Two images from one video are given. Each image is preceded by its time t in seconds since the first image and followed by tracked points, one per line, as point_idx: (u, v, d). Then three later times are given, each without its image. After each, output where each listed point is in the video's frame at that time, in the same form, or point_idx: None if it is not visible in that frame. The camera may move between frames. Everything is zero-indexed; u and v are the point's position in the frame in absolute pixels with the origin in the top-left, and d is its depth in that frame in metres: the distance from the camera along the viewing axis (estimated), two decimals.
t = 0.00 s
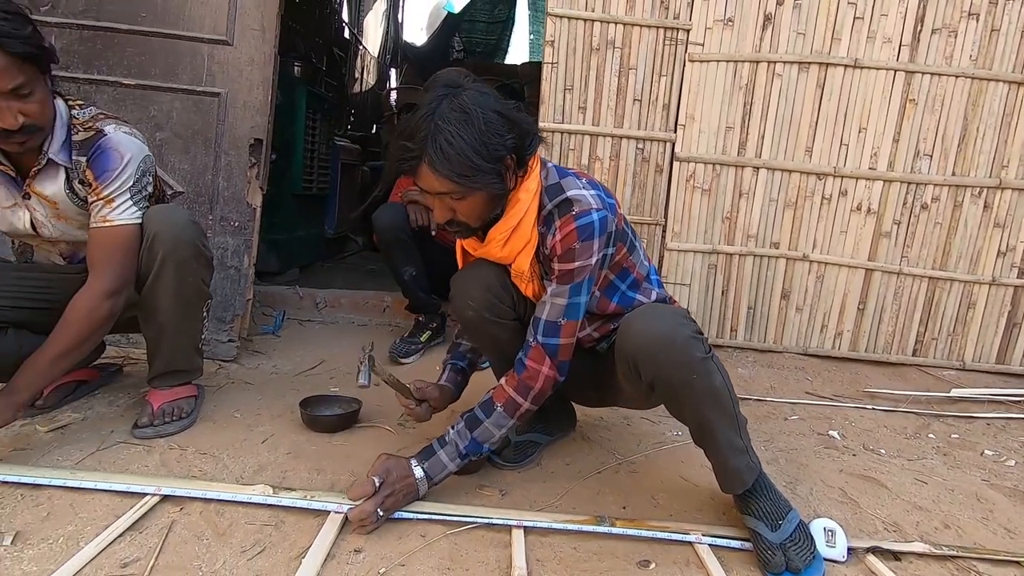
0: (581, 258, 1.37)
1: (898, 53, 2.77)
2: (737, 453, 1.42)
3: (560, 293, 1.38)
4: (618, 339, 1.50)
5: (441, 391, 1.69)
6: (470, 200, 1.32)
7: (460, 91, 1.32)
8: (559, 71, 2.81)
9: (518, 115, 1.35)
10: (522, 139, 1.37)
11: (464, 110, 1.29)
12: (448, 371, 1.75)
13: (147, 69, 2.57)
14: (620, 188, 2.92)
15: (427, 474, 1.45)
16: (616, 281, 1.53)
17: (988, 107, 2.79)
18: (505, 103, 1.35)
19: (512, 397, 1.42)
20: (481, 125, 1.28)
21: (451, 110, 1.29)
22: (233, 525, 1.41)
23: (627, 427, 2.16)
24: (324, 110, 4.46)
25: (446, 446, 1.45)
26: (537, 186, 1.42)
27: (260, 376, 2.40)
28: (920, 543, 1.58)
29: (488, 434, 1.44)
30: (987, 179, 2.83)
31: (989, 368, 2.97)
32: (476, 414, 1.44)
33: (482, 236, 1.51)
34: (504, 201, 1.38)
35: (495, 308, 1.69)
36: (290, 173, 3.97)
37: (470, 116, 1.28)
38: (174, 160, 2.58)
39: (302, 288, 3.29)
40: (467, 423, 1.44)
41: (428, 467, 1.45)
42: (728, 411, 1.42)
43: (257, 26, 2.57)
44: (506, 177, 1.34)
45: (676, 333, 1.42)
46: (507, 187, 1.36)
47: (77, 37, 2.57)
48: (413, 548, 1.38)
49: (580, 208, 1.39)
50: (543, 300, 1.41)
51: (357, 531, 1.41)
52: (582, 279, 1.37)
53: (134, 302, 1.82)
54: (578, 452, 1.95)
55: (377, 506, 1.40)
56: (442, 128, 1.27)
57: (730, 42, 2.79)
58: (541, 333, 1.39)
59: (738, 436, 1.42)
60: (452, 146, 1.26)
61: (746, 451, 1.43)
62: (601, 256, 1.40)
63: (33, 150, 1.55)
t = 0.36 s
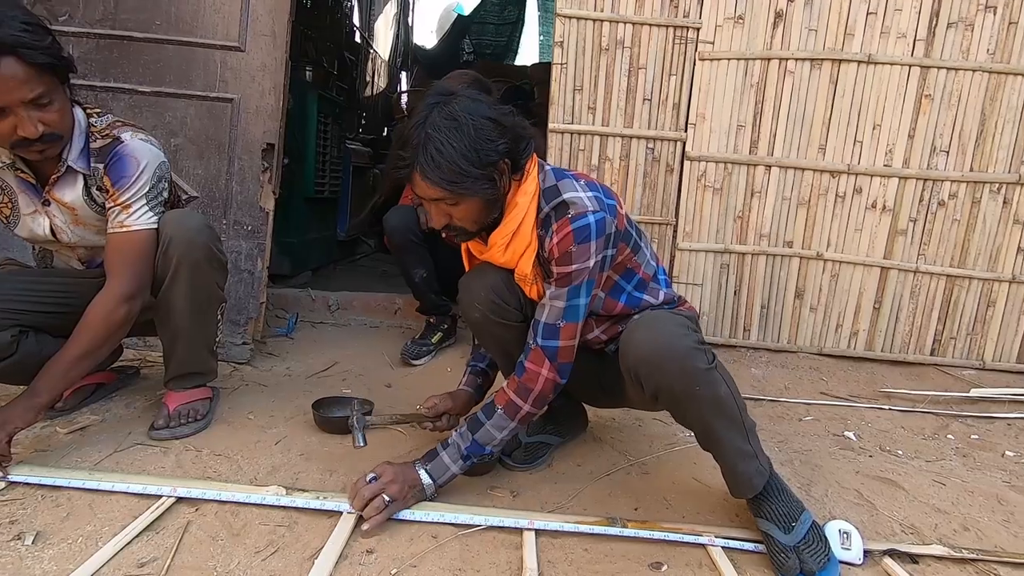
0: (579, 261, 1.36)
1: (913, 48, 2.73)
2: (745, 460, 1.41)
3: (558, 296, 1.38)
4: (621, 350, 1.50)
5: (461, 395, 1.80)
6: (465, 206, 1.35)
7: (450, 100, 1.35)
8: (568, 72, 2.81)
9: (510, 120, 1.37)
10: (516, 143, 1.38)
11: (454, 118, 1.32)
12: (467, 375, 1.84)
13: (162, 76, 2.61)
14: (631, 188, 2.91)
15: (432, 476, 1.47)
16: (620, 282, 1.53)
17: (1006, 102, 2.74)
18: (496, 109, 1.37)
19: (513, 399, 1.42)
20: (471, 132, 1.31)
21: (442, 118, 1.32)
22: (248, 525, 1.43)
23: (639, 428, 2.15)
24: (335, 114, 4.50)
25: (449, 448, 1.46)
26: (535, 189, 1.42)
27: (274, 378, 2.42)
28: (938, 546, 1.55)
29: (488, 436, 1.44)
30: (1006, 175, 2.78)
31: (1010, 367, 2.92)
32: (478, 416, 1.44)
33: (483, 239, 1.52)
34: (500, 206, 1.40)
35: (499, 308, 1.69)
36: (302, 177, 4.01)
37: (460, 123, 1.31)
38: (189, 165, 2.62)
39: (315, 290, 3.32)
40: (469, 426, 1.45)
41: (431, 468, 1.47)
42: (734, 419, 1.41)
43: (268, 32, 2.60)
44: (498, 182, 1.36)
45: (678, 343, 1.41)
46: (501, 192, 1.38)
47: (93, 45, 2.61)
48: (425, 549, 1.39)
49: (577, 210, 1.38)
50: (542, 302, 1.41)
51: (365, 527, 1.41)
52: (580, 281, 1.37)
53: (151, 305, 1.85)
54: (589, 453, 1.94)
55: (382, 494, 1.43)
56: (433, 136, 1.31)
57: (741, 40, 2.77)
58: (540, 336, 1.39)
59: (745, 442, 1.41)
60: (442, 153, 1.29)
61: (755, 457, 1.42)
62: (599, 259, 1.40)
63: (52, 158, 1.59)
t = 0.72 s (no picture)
0: (586, 260, 1.36)
1: (926, 44, 2.70)
2: (756, 462, 1.40)
3: (569, 296, 1.38)
4: (628, 354, 1.49)
5: (456, 395, 1.78)
6: (467, 211, 1.36)
7: (449, 105, 1.35)
8: (576, 72, 2.80)
9: (511, 123, 1.37)
10: (516, 146, 1.39)
11: (453, 124, 1.32)
12: (464, 375, 1.82)
13: (174, 80, 2.64)
14: (640, 188, 2.90)
15: (449, 476, 1.48)
16: (627, 281, 1.52)
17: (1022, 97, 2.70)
18: (495, 113, 1.37)
19: (530, 400, 1.42)
20: (470, 137, 1.31)
21: (441, 124, 1.32)
22: (261, 524, 1.44)
23: (649, 428, 2.15)
24: (345, 116, 4.53)
25: (466, 448, 1.47)
26: (538, 190, 1.42)
27: (285, 379, 2.44)
28: (954, 548, 1.53)
29: (506, 437, 1.45)
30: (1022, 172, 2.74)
31: None
32: (495, 416, 1.45)
33: (489, 243, 1.52)
34: (503, 209, 1.41)
35: (505, 311, 1.68)
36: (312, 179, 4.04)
37: (459, 129, 1.31)
38: (201, 168, 2.65)
39: (325, 291, 3.34)
40: (486, 426, 1.46)
41: (449, 468, 1.48)
42: (743, 422, 1.40)
43: (278, 36, 2.63)
44: (500, 186, 1.36)
45: (684, 348, 1.40)
46: (503, 195, 1.38)
47: (107, 51, 2.65)
48: (436, 548, 1.40)
49: (582, 209, 1.38)
50: (553, 304, 1.41)
51: (374, 531, 1.41)
52: (590, 280, 1.37)
53: (164, 307, 1.87)
54: (599, 453, 1.94)
55: (394, 496, 1.44)
56: (432, 142, 1.31)
57: (751, 38, 2.76)
58: (554, 337, 1.39)
59: (755, 444, 1.41)
60: (442, 159, 1.29)
61: (766, 459, 1.41)
62: (606, 257, 1.40)
63: (68, 162, 1.61)
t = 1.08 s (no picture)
0: (607, 254, 1.37)
1: (945, 40, 2.67)
2: (776, 461, 1.40)
3: (591, 291, 1.38)
4: (647, 350, 1.49)
5: (447, 401, 1.77)
6: (485, 210, 1.37)
7: (466, 106, 1.38)
8: (590, 71, 2.80)
9: (526, 123, 1.40)
10: (532, 146, 1.41)
11: (470, 124, 1.34)
12: (454, 380, 1.80)
13: (194, 82, 2.69)
14: (654, 187, 2.89)
15: (470, 472, 1.49)
16: (647, 278, 1.53)
17: None
18: (511, 113, 1.39)
19: (553, 397, 1.43)
20: (487, 136, 1.33)
21: (458, 124, 1.34)
22: (284, 519, 1.47)
23: (665, 427, 2.15)
24: (358, 117, 4.56)
25: (489, 444, 1.48)
26: (555, 187, 1.44)
27: (303, 377, 2.47)
28: (976, 548, 1.52)
29: (529, 433, 1.46)
30: None
31: None
32: (518, 413, 1.47)
33: (508, 242, 1.53)
34: (521, 207, 1.41)
35: (525, 310, 1.69)
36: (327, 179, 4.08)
37: (475, 129, 1.33)
38: (220, 169, 2.68)
39: (340, 291, 3.37)
40: (510, 423, 1.47)
41: (471, 463, 1.49)
42: (763, 420, 1.40)
43: (295, 38, 2.66)
44: (517, 184, 1.38)
45: (705, 345, 1.40)
46: (520, 193, 1.39)
47: (130, 54, 2.70)
48: (456, 544, 1.41)
49: (601, 204, 1.39)
50: (575, 300, 1.42)
51: (394, 526, 1.43)
52: (611, 274, 1.38)
53: (188, 305, 1.90)
54: (616, 451, 1.94)
55: (411, 492, 1.45)
56: (450, 143, 1.33)
57: (767, 36, 2.74)
58: (577, 334, 1.40)
59: (775, 443, 1.41)
60: (459, 158, 1.30)
61: (785, 457, 1.41)
62: (627, 251, 1.40)
63: (96, 164, 1.65)
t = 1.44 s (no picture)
0: (626, 257, 1.37)
1: (975, 36, 2.62)
2: (803, 466, 1.39)
3: (611, 294, 1.39)
4: (672, 355, 1.49)
5: (462, 402, 1.80)
6: (504, 219, 1.38)
7: (484, 116, 1.38)
8: (611, 71, 2.80)
9: (545, 131, 1.40)
10: (551, 152, 1.41)
11: (488, 135, 1.34)
12: (468, 380, 1.83)
13: (222, 86, 2.75)
14: (675, 187, 2.88)
15: (494, 470, 1.51)
16: (669, 280, 1.53)
17: None
18: (529, 121, 1.39)
19: (575, 398, 1.44)
20: (505, 146, 1.33)
21: (477, 135, 1.35)
22: (314, 513, 1.50)
23: (688, 427, 2.14)
24: (379, 118, 4.62)
25: (511, 443, 1.50)
26: (575, 192, 1.44)
27: (328, 375, 2.51)
28: (1010, 552, 1.49)
29: (551, 433, 1.46)
30: None
31: None
32: (541, 413, 1.48)
33: (529, 246, 1.54)
34: (541, 214, 1.42)
35: (547, 309, 1.70)
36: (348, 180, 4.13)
37: (494, 140, 1.34)
38: (247, 171, 2.74)
39: (362, 290, 3.42)
40: (532, 422, 1.48)
41: (494, 462, 1.50)
42: (789, 425, 1.39)
43: (320, 42, 2.71)
44: (536, 193, 1.38)
45: (731, 350, 1.40)
46: (539, 201, 1.40)
47: (160, 59, 2.77)
48: (482, 540, 1.43)
49: (619, 207, 1.40)
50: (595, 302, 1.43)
51: (420, 511, 1.44)
52: (630, 277, 1.38)
53: (219, 304, 1.95)
54: (639, 451, 1.94)
55: (441, 483, 1.47)
56: (469, 155, 1.33)
57: (790, 33, 2.72)
58: (597, 336, 1.41)
59: (802, 448, 1.40)
60: (479, 171, 1.31)
61: (812, 461, 1.40)
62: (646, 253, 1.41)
63: (132, 165, 1.70)
